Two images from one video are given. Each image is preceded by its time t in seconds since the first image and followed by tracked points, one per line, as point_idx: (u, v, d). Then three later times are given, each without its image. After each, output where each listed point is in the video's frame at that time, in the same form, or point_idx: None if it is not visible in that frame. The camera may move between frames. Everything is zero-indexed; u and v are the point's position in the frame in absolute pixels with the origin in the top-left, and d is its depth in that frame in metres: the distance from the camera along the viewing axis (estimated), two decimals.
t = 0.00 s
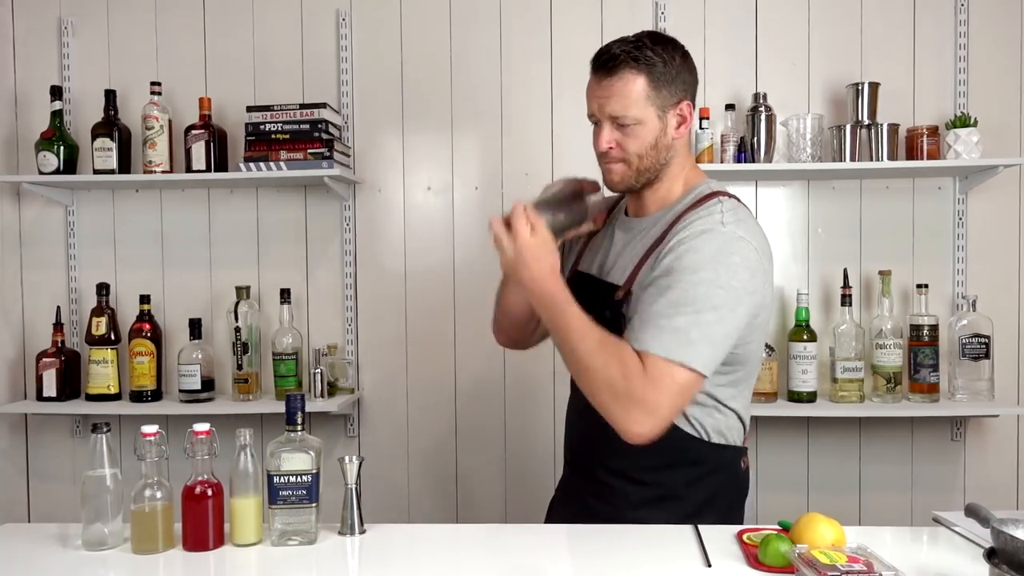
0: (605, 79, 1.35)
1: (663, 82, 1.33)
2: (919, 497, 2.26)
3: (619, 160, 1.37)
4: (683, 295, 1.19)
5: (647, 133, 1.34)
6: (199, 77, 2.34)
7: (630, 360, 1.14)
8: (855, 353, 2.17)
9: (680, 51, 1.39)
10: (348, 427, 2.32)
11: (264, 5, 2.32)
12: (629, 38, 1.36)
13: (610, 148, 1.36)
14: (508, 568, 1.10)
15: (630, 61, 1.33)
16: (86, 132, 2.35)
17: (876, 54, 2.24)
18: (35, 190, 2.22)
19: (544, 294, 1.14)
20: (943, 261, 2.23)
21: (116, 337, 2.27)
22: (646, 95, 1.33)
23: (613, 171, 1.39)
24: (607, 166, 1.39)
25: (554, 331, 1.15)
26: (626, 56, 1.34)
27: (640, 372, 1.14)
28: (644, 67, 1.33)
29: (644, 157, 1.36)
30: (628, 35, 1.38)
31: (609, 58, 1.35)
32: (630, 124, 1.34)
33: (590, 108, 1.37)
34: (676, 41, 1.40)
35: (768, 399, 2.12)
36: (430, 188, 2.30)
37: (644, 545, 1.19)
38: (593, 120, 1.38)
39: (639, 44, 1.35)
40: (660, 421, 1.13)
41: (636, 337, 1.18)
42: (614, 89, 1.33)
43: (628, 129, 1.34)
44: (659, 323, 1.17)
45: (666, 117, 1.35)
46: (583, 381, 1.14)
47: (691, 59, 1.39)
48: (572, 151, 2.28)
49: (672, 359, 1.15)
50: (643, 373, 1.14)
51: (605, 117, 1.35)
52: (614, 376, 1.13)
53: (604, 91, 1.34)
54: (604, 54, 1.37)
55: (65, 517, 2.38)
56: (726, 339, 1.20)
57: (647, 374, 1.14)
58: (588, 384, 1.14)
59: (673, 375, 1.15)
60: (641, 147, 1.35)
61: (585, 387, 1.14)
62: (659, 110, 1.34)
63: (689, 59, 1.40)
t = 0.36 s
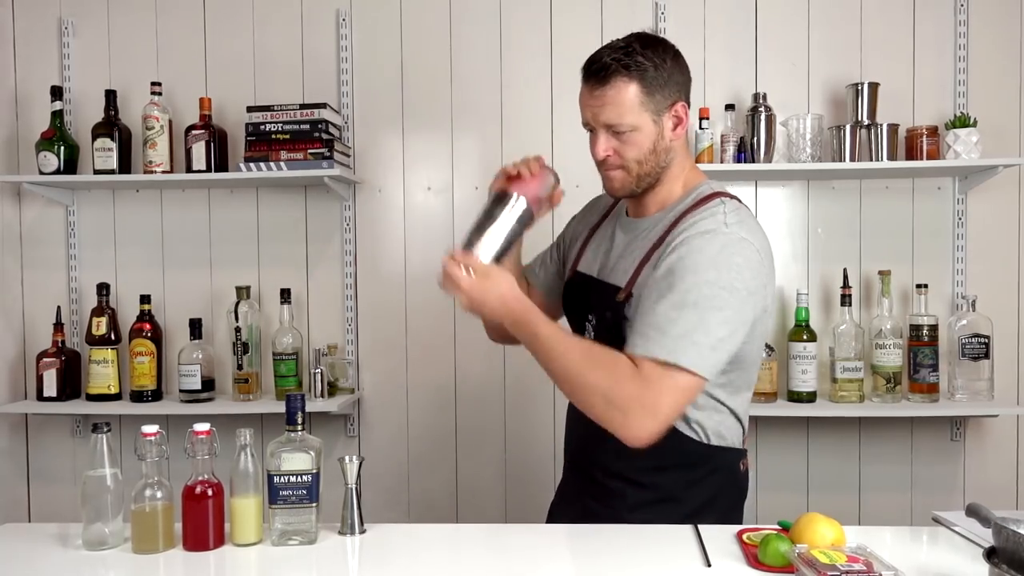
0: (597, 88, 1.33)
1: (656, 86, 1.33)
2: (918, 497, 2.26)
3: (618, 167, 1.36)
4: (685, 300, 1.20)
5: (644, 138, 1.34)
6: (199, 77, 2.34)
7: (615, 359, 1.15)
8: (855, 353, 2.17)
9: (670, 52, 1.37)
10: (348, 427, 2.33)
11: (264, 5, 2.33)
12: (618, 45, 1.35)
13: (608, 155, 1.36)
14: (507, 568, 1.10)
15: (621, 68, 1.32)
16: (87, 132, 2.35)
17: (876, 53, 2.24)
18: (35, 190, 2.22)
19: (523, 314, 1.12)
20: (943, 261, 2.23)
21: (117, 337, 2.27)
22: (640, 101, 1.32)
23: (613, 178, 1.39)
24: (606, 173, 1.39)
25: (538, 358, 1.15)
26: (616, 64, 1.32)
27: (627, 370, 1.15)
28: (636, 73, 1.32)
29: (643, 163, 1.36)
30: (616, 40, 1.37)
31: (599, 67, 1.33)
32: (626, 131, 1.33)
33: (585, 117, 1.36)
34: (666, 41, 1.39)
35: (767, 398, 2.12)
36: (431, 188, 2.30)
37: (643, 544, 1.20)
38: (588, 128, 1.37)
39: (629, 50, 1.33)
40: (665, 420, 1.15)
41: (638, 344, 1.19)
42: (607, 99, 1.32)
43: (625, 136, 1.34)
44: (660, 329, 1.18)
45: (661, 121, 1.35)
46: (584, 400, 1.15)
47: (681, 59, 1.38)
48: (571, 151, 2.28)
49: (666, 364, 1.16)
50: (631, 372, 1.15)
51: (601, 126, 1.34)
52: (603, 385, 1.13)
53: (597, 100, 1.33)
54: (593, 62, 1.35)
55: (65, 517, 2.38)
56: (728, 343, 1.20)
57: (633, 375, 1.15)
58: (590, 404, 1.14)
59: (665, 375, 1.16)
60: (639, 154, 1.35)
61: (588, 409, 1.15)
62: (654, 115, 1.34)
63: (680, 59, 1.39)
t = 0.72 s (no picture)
0: (565, 98, 1.38)
1: (621, 89, 1.34)
2: (918, 497, 2.26)
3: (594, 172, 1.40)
4: (732, 320, 1.23)
5: (614, 142, 1.36)
6: (199, 77, 2.34)
7: (667, 397, 1.24)
8: (856, 353, 2.17)
9: (638, 52, 1.38)
10: (347, 427, 2.33)
11: (264, 6, 2.33)
12: (582, 53, 1.38)
13: (585, 161, 1.39)
14: (507, 568, 1.10)
15: (583, 77, 1.35)
16: (87, 132, 2.35)
17: (876, 53, 2.24)
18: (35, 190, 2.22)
19: (573, 385, 1.25)
20: (943, 261, 2.23)
21: (116, 337, 2.27)
22: (605, 106, 1.34)
23: (598, 183, 1.42)
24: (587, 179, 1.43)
25: (602, 422, 1.26)
26: (579, 73, 1.36)
27: (687, 402, 1.23)
28: (600, 80, 1.34)
29: (617, 166, 1.38)
30: (585, 49, 1.40)
31: (564, 78, 1.38)
32: (596, 138, 1.36)
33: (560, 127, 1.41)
34: (636, 42, 1.40)
35: (768, 399, 2.12)
36: (431, 188, 2.30)
37: (644, 544, 1.19)
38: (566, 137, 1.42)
39: (592, 58, 1.36)
40: (743, 434, 1.23)
41: (700, 374, 1.23)
42: (574, 107, 1.36)
43: (595, 142, 1.37)
44: (721, 354, 1.22)
45: (630, 123, 1.36)
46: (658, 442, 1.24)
47: (652, 57, 1.39)
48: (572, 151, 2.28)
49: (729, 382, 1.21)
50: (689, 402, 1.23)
51: (573, 134, 1.38)
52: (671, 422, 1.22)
53: (566, 109, 1.37)
54: (561, 74, 1.39)
55: (65, 517, 2.38)
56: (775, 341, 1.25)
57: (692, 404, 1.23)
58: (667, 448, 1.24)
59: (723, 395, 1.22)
60: (611, 157, 1.38)
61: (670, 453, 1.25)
62: (622, 118, 1.35)
63: (650, 57, 1.39)
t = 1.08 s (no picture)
0: (531, 96, 1.38)
1: (588, 87, 1.36)
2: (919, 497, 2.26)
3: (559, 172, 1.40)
4: (699, 310, 1.26)
5: (581, 140, 1.37)
6: (199, 77, 2.34)
7: (633, 390, 1.24)
8: (855, 353, 2.17)
9: (602, 53, 1.41)
10: (347, 427, 2.32)
11: (264, 6, 2.32)
12: (547, 53, 1.39)
13: (551, 160, 1.39)
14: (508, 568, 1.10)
15: (550, 75, 1.36)
16: (87, 132, 2.35)
17: (876, 53, 2.24)
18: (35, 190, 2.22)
19: (526, 391, 1.21)
20: (943, 261, 2.23)
21: (116, 337, 2.27)
22: (571, 104, 1.35)
23: (562, 184, 1.42)
24: (552, 180, 1.43)
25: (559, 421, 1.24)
26: (546, 71, 1.37)
27: (654, 392, 1.24)
28: (566, 78, 1.36)
29: (582, 165, 1.39)
30: (548, 50, 1.41)
31: (531, 76, 1.38)
32: (563, 135, 1.37)
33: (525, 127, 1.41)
34: (598, 45, 1.43)
35: (768, 399, 2.11)
36: (431, 188, 2.30)
37: (644, 545, 1.19)
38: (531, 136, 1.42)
39: (558, 57, 1.38)
40: (702, 421, 1.26)
41: (668, 362, 1.25)
42: (540, 105, 1.36)
43: (562, 140, 1.37)
44: (689, 343, 1.25)
45: (596, 122, 1.37)
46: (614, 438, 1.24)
47: (615, 59, 1.42)
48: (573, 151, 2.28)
49: (696, 370, 1.24)
50: (654, 394, 1.24)
51: (538, 133, 1.38)
52: (634, 418, 1.22)
53: (532, 108, 1.38)
54: (527, 73, 1.40)
55: (65, 517, 2.38)
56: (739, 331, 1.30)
57: (658, 394, 1.24)
58: (632, 442, 1.24)
59: (688, 383, 1.25)
60: (577, 156, 1.38)
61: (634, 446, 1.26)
62: (588, 116, 1.36)
63: (613, 60, 1.42)
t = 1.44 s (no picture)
0: (464, 100, 1.39)
1: (519, 90, 1.38)
2: (919, 497, 2.26)
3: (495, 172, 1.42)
4: (641, 295, 1.33)
5: (515, 141, 1.39)
6: (198, 77, 2.34)
7: (581, 375, 1.29)
8: (856, 353, 2.17)
9: (530, 58, 1.44)
10: (347, 427, 2.32)
11: (264, 5, 2.32)
12: (478, 59, 1.41)
13: (486, 162, 1.41)
14: (509, 568, 1.10)
15: (482, 79, 1.38)
16: (87, 132, 2.35)
17: (876, 53, 2.24)
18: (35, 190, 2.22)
19: (479, 381, 1.23)
20: (943, 261, 2.23)
21: (116, 337, 2.27)
22: (505, 106, 1.37)
23: (496, 184, 1.44)
24: (487, 180, 1.44)
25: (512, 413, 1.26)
26: (478, 76, 1.38)
27: (603, 375, 1.29)
28: (498, 82, 1.38)
29: (518, 164, 1.41)
30: (477, 55, 1.43)
31: (463, 81, 1.40)
32: (497, 137, 1.39)
33: (457, 130, 1.42)
34: (525, 51, 1.45)
35: (769, 399, 2.11)
36: (430, 188, 2.30)
37: (643, 544, 1.19)
38: (464, 140, 1.43)
39: (489, 62, 1.40)
40: (651, 401, 1.31)
41: (615, 346, 1.31)
42: (474, 108, 1.38)
43: (496, 142, 1.39)
44: (634, 327, 1.31)
45: (528, 122, 1.40)
46: (571, 422, 1.27)
47: (542, 64, 1.45)
48: (575, 151, 2.28)
49: (642, 352, 1.30)
50: (603, 376, 1.28)
51: (472, 136, 1.40)
52: (586, 399, 1.26)
53: (464, 112, 1.39)
54: (458, 79, 1.41)
55: (65, 517, 2.38)
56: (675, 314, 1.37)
57: (607, 376, 1.28)
58: (586, 424, 1.28)
59: (636, 364, 1.30)
60: (512, 156, 1.40)
61: (587, 429, 1.29)
62: (520, 118, 1.39)
63: (540, 64, 1.45)
